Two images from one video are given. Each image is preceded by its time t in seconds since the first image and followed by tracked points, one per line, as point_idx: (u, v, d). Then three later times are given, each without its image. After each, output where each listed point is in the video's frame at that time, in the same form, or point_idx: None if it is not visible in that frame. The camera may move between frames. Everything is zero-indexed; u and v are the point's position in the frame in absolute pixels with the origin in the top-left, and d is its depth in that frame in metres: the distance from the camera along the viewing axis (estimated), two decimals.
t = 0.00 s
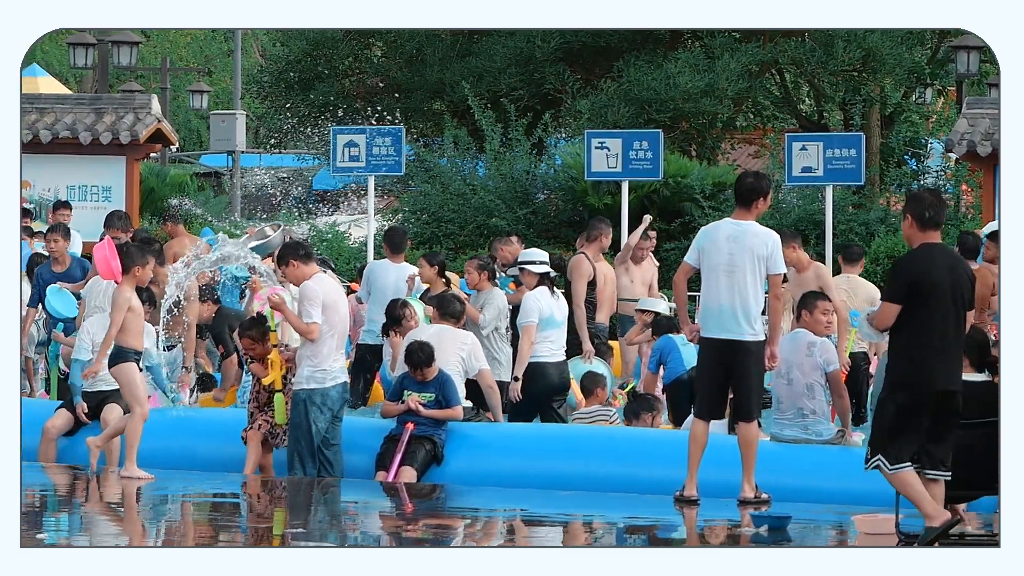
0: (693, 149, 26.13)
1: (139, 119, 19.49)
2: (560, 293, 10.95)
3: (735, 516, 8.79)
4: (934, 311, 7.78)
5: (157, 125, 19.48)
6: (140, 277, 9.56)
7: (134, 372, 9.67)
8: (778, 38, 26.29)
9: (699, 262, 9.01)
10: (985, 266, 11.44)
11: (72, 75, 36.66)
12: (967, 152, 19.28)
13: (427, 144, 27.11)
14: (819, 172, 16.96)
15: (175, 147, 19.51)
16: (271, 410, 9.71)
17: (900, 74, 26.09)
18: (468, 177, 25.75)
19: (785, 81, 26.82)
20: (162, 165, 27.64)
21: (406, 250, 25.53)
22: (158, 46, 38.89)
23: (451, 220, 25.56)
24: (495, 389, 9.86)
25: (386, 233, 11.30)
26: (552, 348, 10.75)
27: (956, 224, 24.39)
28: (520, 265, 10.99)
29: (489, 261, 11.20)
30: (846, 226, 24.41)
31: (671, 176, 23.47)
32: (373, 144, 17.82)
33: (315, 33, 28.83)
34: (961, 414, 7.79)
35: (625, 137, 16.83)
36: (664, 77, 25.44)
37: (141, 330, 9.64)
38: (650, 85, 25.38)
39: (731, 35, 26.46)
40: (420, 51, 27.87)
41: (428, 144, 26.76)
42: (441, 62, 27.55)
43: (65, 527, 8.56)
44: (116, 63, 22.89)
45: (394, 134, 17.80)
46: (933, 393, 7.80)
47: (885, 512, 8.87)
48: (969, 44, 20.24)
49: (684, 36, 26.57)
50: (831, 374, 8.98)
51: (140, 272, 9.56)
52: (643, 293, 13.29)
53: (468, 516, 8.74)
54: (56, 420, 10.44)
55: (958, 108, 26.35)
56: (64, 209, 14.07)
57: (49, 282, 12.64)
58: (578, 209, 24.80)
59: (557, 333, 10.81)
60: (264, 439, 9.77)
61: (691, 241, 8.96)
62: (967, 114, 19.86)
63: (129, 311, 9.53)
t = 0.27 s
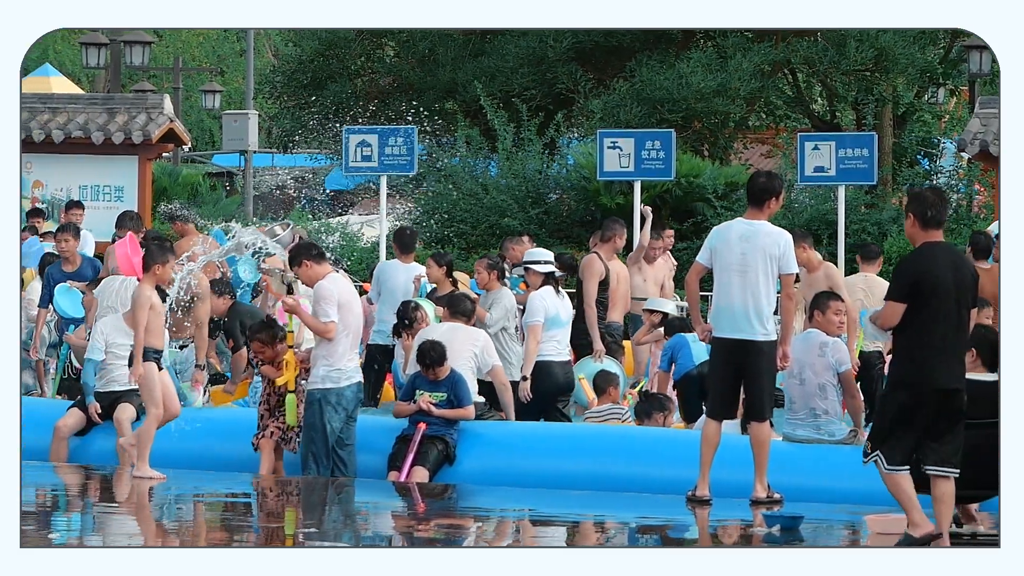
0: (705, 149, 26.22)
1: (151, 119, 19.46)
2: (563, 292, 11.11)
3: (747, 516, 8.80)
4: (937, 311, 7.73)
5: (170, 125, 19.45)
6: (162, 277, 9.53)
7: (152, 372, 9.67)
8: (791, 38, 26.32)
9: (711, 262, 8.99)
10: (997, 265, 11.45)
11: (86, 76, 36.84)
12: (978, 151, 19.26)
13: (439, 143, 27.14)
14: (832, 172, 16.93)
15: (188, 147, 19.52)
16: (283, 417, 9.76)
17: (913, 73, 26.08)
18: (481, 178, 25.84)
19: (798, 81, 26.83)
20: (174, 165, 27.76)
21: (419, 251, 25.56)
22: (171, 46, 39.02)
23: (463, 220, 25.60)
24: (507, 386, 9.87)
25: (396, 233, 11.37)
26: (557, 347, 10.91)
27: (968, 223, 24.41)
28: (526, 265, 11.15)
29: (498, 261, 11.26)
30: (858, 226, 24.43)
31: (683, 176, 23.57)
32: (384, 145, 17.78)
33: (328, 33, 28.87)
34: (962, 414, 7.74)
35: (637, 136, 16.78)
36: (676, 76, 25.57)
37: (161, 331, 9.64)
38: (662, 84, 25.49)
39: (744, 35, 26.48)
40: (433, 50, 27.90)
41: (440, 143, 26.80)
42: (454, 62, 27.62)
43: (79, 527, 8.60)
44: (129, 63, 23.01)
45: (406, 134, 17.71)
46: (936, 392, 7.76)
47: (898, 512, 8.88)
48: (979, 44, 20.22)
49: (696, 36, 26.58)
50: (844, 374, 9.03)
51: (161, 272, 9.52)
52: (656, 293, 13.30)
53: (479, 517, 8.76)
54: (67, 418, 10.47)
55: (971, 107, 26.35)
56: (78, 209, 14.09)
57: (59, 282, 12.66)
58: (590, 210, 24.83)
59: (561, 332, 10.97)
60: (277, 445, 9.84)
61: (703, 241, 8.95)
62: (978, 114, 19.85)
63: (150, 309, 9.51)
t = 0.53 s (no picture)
0: (715, 148, 26.32)
1: (160, 119, 19.48)
2: (567, 292, 11.38)
3: (757, 516, 8.81)
4: (936, 310, 7.76)
5: (179, 125, 19.49)
6: (179, 276, 9.60)
7: (168, 373, 9.67)
8: (801, 38, 26.35)
9: (721, 261, 9.00)
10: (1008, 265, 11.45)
11: (95, 75, 36.90)
12: (987, 151, 19.25)
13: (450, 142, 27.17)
14: (842, 172, 16.92)
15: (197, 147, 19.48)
16: (293, 419, 9.79)
17: (923, 74, 25.98)
18: (490, 176, 25.80)
19: (807, 80, 26.87)
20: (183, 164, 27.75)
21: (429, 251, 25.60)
22: (181, 46, 39.09)
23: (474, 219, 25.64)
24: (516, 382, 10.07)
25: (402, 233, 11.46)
26: (561, 346, 11.21)
27: (978, 223, 24.45)
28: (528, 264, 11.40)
29: (504, 261, 11.41)
30: (867, 226, 24.46)
31: (694, 176, 23.60)
32: (394, 145, 17.74)
33: (337, 33, 28.87)
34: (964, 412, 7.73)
35: (648, 136, 16.80)
36: (686, 76, 25.67)
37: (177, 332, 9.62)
38: (672, 84, 25.67)
39: (754, 35, 26.51)
40: (442, 50, 27.90)
41: (450, 143, 26.82)
42: (463, 63, 27.66)
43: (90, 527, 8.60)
44: (139, 62, 23.05)
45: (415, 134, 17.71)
46: (937, 392, 7.76)
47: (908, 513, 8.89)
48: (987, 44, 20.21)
49: (705, 36, 26.62)
50: (853, 375, 9.00)
51: (178, 272, 9.61)
52: (665, 293, 13.31)
53: (489, 517, 8.77)
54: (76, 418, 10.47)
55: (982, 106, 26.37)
56: (87, 209, 14.08)
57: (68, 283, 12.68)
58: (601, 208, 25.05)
59: (565, 331, 11.27)
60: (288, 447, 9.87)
61: (713, 241, 8.94)
62: (987, 113, 19.85)
63: (171, 309, 9.49)
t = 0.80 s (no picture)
0: (726, 147, 26.35)
1: (171, 119, 19.14)
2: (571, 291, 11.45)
3: (768, 516, 8.81)
4: (936, 310, 7.74)
5: (190, 126, 19.02)
6: (199, 276, 9.66)
7: (187, 374, 9.70)
8: (811, 38, 26.31)
9: (732, 261, 9.00)
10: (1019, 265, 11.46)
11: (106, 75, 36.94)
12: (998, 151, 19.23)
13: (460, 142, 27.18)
14: (852, 171, 16.94)
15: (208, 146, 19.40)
16: (303, 417, 9.83)
17: (933, 72, 25.93)
18: (501, 176, 25.72)
19: (818, 80, 26.84)
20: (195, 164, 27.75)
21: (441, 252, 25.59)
22: (192, 46, 39.10)
23: (484, 219, 25.65)
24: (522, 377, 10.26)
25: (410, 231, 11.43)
26: (566, 346, 11.26)
27: (989, 223, 24.47)
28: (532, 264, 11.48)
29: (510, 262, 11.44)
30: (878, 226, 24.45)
31: (705, 175, 23.55)
32: (405, 144, 17.51)
33: (347, 33, 28.92)
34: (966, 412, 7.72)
35: (658, 135, 16.82)
36: (698, 76, 25.67)
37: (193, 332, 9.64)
38: (683, 83, 25.68)
39: (765, 34, 26.45)
40: (453, 51, 28.07)
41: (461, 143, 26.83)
42: (474, 63, 27.77)
43: (102, 527, 8.61)
44: (150, 62, 23.09)
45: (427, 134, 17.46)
46: (939, 392, 7.75)
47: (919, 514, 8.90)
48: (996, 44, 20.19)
49: (716, 36, 26.60)
50: (864, 375, 9.00)
51: (199, 272, 9.68)
52: (676, 293, 13.31)
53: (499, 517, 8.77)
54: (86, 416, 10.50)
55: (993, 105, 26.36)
56: (97, 209, 14.08)
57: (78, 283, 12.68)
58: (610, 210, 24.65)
59: (570, 330, 11.32)
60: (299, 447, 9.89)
61: (724, 240, 8.94)
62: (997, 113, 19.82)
63: (195, 308, 9.55)
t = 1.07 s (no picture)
0: (736, 147, 26.32)
1: (181, 118, 18.92)
2: (575, 290, 11.47)
3: (779, 515, 8.83)
4: (934, 311, 7.74)
5: (200, 124, 18.87)
6: (219, 278, 9.63)
7: (206, 374, 9.63)
8: (822, 37, 26.26)
9: (742, 260, 8.99)
10: None
11: (116, 75, 36.92)
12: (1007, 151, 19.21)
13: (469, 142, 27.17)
14: (863, 171, 16.95)
15: (218, 147, 19.13)
16: (313, 416, 9.85)
17: (943, 72, 25.79)
18: (513, 175, 25.64)
19: (828, 80, 26.78)
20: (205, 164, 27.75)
21: (451, 251, 25.53)
22: (202, 44, 39.12)
23: (496, 218, 25.50)
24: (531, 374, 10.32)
25: (420, 231, 11.44)
26: (571, 344, 11.30)
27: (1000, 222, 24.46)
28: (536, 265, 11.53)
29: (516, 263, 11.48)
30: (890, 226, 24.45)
31: (715, 175, 23.56)
32: (415, 143, 17.51)
33: (357, 32, 28.83)
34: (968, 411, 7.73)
35: (668, 135, 16.78)
36: (708, 75, 25.64)
37: (214, 332, 9.58)
38: (693, 83, 25.68)
39: (775, 33, 26.35)
40: (463, 49, 27.96)
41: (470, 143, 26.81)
42: (485, 61, 27.66)
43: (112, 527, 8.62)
44: (160, 62, 23.12)
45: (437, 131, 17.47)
46: (939, 392, 7.75)
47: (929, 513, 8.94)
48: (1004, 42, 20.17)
49: (727, 35, 26.54)
50: (874, 373, 9.02)
51: (220, 273, 9.64)
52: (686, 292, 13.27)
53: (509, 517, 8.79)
54: (96, 415, 10.52)
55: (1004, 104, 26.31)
56: (106, 209, 14.08)
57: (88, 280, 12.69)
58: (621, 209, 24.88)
59: (575, 329, 11.35)
60: (308, 446, 9.90)
61: (734, 240, 8.93)
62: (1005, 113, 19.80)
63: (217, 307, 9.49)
